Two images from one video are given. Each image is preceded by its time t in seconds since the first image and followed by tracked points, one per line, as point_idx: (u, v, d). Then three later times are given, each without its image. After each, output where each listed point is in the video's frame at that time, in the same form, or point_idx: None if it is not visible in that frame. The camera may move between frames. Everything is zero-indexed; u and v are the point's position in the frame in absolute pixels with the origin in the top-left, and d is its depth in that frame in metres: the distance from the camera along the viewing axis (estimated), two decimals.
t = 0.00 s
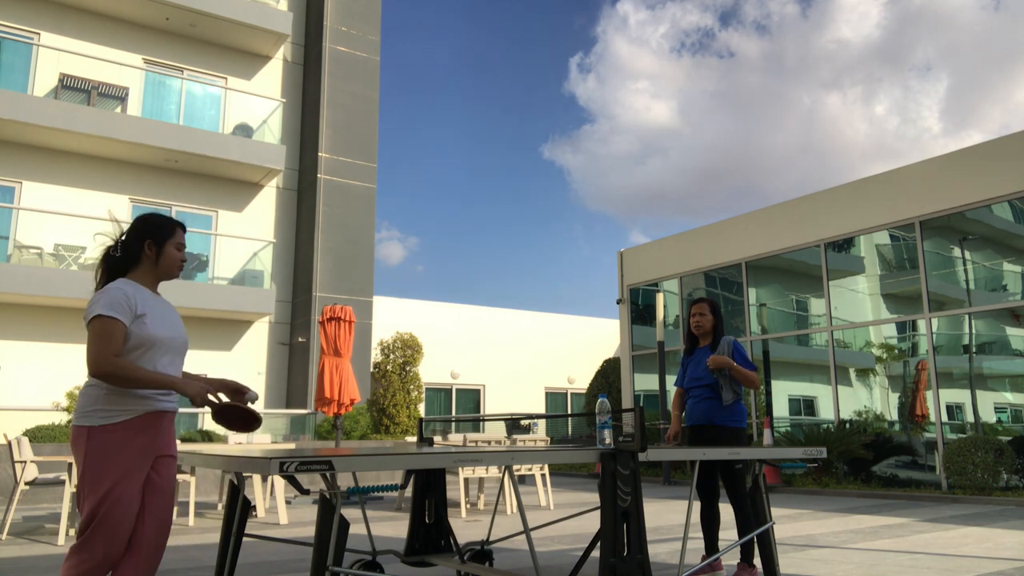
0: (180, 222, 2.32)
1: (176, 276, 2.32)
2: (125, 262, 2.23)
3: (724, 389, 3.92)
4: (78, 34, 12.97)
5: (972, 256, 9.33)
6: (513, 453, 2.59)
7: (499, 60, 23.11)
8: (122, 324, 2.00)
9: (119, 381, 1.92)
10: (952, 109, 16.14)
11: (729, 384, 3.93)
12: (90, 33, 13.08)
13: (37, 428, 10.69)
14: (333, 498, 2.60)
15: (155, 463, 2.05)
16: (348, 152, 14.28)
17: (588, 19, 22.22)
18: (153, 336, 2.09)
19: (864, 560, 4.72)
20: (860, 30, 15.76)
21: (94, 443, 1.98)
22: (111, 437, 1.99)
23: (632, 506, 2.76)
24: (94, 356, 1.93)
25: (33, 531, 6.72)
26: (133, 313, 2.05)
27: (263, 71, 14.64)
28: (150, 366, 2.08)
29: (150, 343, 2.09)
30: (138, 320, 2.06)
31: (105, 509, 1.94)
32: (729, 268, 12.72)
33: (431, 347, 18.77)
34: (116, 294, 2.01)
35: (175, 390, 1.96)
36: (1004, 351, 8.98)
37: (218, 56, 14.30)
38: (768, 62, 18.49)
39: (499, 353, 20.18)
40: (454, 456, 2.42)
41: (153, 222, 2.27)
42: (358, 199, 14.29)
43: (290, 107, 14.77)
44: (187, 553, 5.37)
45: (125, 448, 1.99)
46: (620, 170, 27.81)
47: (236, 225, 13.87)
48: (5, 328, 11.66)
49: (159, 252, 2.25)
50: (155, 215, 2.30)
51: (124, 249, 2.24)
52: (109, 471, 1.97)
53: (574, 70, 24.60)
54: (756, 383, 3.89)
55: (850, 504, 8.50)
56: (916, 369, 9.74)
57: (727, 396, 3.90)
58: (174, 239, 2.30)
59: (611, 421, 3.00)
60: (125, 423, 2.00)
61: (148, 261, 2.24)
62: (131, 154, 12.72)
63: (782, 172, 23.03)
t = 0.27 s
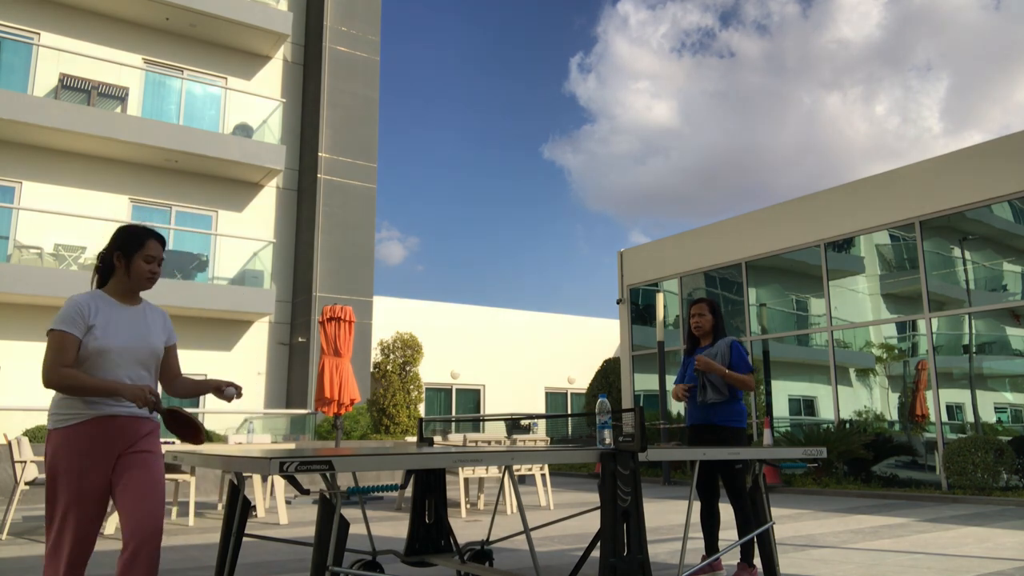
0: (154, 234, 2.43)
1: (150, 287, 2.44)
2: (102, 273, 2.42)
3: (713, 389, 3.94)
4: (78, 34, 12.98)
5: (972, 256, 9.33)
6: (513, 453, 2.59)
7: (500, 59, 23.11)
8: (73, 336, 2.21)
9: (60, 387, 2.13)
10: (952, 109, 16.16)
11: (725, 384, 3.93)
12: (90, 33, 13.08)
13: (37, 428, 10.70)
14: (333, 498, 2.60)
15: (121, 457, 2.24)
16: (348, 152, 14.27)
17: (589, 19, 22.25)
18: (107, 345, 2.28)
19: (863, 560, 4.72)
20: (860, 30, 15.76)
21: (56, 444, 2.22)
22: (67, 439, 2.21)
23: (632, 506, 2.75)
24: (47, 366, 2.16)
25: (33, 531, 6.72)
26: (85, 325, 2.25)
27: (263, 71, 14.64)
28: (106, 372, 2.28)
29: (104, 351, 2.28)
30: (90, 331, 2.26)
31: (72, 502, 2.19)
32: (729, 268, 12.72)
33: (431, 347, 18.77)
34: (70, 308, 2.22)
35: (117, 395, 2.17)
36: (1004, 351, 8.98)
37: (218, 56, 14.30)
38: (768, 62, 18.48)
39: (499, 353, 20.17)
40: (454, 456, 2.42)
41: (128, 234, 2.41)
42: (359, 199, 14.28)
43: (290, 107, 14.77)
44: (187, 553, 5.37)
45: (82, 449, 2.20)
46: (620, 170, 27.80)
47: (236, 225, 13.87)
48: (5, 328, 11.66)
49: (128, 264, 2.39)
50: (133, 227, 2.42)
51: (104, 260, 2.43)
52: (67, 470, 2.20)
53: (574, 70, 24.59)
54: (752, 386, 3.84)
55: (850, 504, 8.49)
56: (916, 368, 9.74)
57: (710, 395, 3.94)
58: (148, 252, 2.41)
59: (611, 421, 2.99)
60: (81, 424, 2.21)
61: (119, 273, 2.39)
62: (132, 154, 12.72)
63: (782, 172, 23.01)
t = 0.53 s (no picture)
0: (148, 235, 2.47)
1: (146, 287, 2.49)
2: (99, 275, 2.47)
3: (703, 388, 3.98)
4: (78, 34, 12.98)
5: (972, 256, 9.33)
6: (513, 453, 2.59)
7: (500, 59, 23.12)
8: (68, 336, 2.25)
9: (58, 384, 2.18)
10: (952, 109, 16.15)
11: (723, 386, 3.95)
12: (90, 33, 13.08)
13: (38, 428, 10.71)
14: (333, 498, 2.60)
15: (115, 456, 2.29)
16: (348, 152, 14.27)
17: (589, 19, 22.25)
18: (102, 344, 2.33)
19: (863, 560, 4.72)
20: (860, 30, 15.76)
21: (53, 442, 2.25)
22: (63, 437, 2.24)
23: (632, 506, 2.75)
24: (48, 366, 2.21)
25: (32, 531, 6.72)
26: (81, 325, 2.29)
27: (263, 71, 14.64)
28: (104, 370, 2.32)
29: (100, 352, 2.32)
30: (86, 332, 2.31)
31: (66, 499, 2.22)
32: (729, 268, 12.72)
33: (431, 347, 18.77)
34: (66, 309, 2.27)
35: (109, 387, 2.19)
36: (1004, 351, 8.98)
37: (218, 56, 14.30)
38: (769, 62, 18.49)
39: (500, 353, 20.17)
40: (454, 456, 2.41)
41: (123, 236, 2.45)
42: (359, 199, 14.28)
43: (290, 107, 14.77)
44: (187, 553, 5.37)
45: (77, 446, 2.24)
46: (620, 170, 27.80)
47: (236, 225, 13.87)
48: (6, 328, 11.66)
49: (125, 266, 2.43)
50: (128, 230, 2.47)
51: (99, 262, 2.47)
52: (63, 466, 2.23)
53: (574, 70, 24.59)
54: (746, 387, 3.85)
55: (850, 504, 8.49)
56: (916, 369, 9.74)
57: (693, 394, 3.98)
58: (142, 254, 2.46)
59: (611, 421, 2.99)
60: (79, 422, 2.25)
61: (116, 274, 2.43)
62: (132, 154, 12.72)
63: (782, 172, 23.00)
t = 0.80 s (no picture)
0: (167, 239, 2.55)
1: (165, 290, 2.56)
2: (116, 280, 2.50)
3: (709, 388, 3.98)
4: (78, 34, 12.98)
5: (972, 256, 9.33)
6: (513, 453, 2.59)
7: (500, 59, 23.11)
8: (94, 339, 2.28)
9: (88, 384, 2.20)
10: (953, 109, 16.17)
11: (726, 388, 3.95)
12: (90, 33, 13.08)
13: (38, 428, 10.71)
14: (333, 498, 2.60)
15: (134, 460, 2.33)
16: (348, 152, 14.27)
17: (590, 19, 22.24)
18: (126, 346, 2.36)
19: (863, 560, 4.72)
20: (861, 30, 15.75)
21: (76, 442, 2.27)
22: (88, 438, 2.27)
23: (632, 506, 2.75)
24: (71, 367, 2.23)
25: (32, 531, 6.72)
26: (106, 328, 2.33)
27: (263, 71, 14.64)
28: (127, 371, 2.36)
29: (124, 353, 2.36)
30: (110, 334, 2.34)
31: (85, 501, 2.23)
32: (729, 268, 12.72)
33: (431, 347, 18.77)
34: (91, 312, 2.30)
35: (139, 388, 2.24)
36: (1004, 351, 8.98)
37: (218, 56, 14.30)
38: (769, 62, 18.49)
39: (500, 353, 20.17)
40: (454, 456, 2.41)
41: (143, 241, 2.51)
42: (359, 199, 14.28)
43: (290, 107, 14.77)
44: (187, 553, 5.37)
45: (102, 448, 2.27)
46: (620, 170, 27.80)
47: (236, 225, 13.87)
48: (5, 328, 11.66)
49: (147, 270, 2.49)
50: (146, 235, 2.53)
51: (117, 266, 2.50)
52: (86, 467, 2.24)
53: (575, 70, 24.58)
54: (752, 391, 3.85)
55: (850, 504, 8.49)
56: (916, 368, 9.74)
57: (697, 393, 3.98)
58: (163, 258, 2.53)
59: (611, 421, 2.99)
60: (104, 423, 2.29)
61: (136, 278, 2.49)
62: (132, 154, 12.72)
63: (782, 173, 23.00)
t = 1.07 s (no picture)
0: (189, 243, 2.64)
1: (186, 292, 2.64)
2: (139, 281, 2.57)
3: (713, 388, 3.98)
4: (78, 34, 12.98)
5: (972, 256, 9.33)
6: (513, 453, 2.59)
7: (500, 58, 23.12)
8: (122, 338, 2.36)
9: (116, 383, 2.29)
10: (953, 110, 16.20)
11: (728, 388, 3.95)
12: (90, 33, 13.08)
13: (38, 428, 10.71)
14: (333, 498, 2.59)
15: (151, 456, 2.41)
16: (348, 152, 14.26)
17: (590, 19, 22.23)
18: (150, 345, 2.45)
19: (863, 560, 4.73)
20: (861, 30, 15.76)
21: (98, 440, 2.35)
22: (110, 436, 2.35)
23: (632, 506, 2.75)
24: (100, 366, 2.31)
25: (33, 531, 6.72)
26: (132, 328, 2.41)
27: (263, 71, 14.64)
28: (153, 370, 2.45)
29: (149, 352, 2.45)
30: (136, 333, 2.42)
31: (105, 496, 2.31)
32: (729, 268, 12.72)
33: (431, 347, 18.77)
34: (118, 312, 2.37)
35: (168, 384, 2.33)
36: (1004, 351, 8.98)
37: (217, 56, 14.30)
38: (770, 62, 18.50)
39: (500, 353, 20.17)
40: (454, 456, 2.41)
41: (166, 244, 2.59)
42: (358, 199, 14.27)
43: (290, 107, 14.78)
44: (187, 553, 5.38)
45: (123, 445, 2.36)
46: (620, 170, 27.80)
47: (236, 225, 13.87)
48: (5, 328, 11.66)
49: (170, 273, 2.58)
50: (169, 237, 2.61)
51: (140, 267, 2.58)
52: (108, 463, 2.33)
53: (575, 70, 24.57)
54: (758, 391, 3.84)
55: (850, 504, 8.49)
56: (916, 368, 9.74)
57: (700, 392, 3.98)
58: (185, 261, 2.61)
59: (611, 421, 2.99)
60: (126, 421, 2.38)
61: (160, 280, 2.57)
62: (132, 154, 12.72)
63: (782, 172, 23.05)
